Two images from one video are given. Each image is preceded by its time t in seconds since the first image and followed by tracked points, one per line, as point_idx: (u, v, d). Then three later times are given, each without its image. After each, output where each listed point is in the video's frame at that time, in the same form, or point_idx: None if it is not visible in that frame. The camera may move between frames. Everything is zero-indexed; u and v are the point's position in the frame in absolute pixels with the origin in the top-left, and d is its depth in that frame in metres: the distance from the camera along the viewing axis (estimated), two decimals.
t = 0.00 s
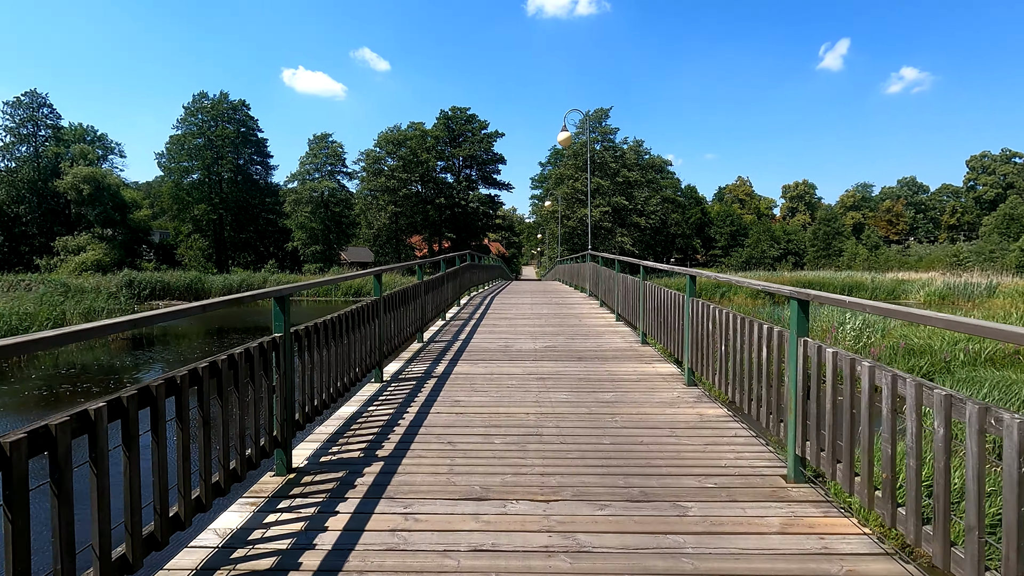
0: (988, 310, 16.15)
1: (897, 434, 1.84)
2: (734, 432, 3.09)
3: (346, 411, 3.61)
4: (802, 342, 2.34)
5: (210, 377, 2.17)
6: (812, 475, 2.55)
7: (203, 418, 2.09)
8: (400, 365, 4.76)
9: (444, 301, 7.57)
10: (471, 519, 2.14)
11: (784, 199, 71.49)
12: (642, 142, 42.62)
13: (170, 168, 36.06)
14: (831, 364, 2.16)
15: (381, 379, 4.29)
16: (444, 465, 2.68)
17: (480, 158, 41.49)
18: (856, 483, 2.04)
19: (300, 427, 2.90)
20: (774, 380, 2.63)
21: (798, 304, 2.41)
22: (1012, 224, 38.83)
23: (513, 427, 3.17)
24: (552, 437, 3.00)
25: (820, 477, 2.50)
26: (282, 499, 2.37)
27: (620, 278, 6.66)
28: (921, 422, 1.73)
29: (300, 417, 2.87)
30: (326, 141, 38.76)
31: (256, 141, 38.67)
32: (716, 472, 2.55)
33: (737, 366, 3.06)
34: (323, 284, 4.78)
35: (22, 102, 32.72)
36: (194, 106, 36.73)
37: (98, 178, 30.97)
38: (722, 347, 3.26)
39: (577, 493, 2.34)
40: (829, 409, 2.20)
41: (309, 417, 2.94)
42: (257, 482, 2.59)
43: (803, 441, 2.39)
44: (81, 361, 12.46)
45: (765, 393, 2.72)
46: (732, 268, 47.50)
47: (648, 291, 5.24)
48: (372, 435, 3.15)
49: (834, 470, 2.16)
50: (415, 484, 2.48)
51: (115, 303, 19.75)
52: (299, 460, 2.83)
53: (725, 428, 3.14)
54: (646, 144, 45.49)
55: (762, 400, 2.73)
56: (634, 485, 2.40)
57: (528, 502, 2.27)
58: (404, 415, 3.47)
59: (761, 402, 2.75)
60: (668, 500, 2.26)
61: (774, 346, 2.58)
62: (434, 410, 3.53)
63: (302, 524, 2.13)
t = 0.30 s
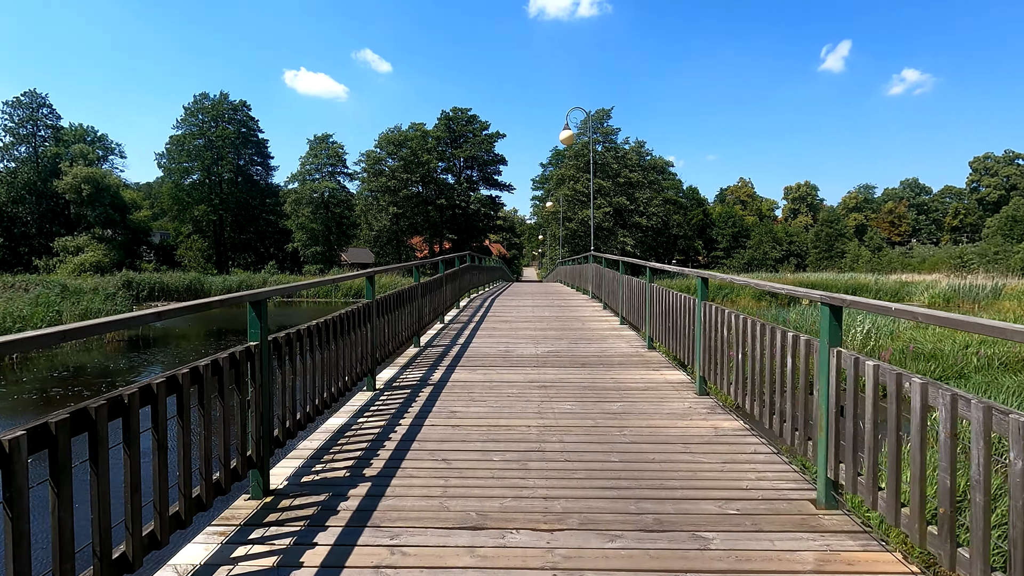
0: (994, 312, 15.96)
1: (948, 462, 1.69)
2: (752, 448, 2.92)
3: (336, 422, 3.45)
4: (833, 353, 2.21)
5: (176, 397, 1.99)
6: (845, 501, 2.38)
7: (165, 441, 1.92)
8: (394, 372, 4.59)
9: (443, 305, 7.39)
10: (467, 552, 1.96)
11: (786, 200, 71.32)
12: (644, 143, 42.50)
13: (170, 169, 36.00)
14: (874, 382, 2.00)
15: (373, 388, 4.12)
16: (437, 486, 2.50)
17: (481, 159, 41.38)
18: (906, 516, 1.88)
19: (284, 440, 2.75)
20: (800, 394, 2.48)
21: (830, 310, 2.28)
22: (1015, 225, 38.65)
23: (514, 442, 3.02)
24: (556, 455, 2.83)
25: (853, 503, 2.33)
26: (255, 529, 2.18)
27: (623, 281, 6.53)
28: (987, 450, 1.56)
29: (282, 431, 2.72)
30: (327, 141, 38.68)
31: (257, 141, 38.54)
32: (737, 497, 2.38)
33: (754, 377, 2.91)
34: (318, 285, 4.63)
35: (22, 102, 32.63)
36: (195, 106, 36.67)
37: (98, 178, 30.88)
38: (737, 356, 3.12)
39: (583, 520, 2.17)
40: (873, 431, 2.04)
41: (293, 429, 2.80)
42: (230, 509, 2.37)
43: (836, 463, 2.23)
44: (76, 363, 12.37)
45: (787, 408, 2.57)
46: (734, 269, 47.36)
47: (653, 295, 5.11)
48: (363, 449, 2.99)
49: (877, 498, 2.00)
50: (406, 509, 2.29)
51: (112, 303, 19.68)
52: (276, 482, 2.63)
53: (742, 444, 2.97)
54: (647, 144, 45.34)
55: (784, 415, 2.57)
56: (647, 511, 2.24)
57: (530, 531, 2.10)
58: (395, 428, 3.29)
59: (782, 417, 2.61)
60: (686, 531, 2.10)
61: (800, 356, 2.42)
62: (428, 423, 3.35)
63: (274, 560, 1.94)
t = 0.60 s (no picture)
0: (996, 313, 15.87)
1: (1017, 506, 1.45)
2: (768, 472, 2.74)
3: (319, 438, 3.28)
4: (867, 371, 1.99)
5: (112, 424, 1.77)
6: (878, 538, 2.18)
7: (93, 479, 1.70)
8: (383, 381, 4.43)
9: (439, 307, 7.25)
10: None
11: (786, 200, 71.25)
12: (644, 142, 42.36)
13: (168, 168, 35.86)
14: (919, 404, 1.78)
15: (360, 400, 3.95)
16: (423, 517, 2.32)
17: (481, 158, 41.21)
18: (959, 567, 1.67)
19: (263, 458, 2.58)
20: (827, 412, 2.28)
21: (862, 321, 2.04)
22: (1016, 225, 38.57)
23: (511, 462, 2.85)
24: (555, 479, 2.66)
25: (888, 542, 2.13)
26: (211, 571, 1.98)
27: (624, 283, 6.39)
28: None
29: (261, 449, 2.56)
30: (325, 141, 38.51)
31: (255, 140, 38.37)
32: (756, 530, 2.21)
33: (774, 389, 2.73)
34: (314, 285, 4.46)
35: (18, 100, 32.42)
36: (192, 105, 36.51)
37: (94, 177, 30.69)
38: (750, 367, 2.96)
39: (586, 559, 2.01)
40: (913, 457, 1.82)
41: (272, 446, 2.64)
42: (187, 546, 2.16)
43: (869, 497, 2.03)
44: (71, 365, 12.23)
45: (811, 427, 2.39)
46: (734, 269, 47.23)
47: (656, 297, 4.97)
48: (344, 470, 2.82)
49: (921, 539, 1.80)
50: (388, 546, 2.11)
51: (108, 304, 19.51)
52: (243, 511, 2.42)
53: (757, 467, 2.80)
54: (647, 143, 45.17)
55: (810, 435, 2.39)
56: (657, 549, 2.07)
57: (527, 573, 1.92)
58: (380, 447, 3.10)
59: (804, 436, 2.43)
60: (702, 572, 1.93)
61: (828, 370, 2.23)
62: (415, 441, 3.17)
63: None
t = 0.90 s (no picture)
0: (1005, 315, 15.66)
1: None
2: (799, 495, 2.48)
3: (307, 454, 3.08)
4: (926, 385, 1.73)
5: (46, 455, 1.54)
6: None
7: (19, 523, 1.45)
8: (379, 388, 4.25)
9: (439, 309, 7.09)
10: None
11: (789, 200, 71.04)
12: (646, 142, 42.20)
13: (168, 168, 35.76)
14: (1000, 429, 1.50)
15: (354, 409, 3.77)
16: (419, 549, 2.06)
17: (482, 158, 41.07)
18: None
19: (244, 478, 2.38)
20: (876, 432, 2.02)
21: (918, 328, 1.78)
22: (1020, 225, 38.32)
23: (515, 482, 2.60)
24: (565, 501, 2.41)
25: None
26: None
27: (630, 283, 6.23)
28: None
29: (242, 467, 2.36)
30: (326, 140, 38.42)
31: (255, 140, 38.29)
32: (796, 565, 1.94)
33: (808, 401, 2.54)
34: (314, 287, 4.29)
35: (18, 100, 32.34)
36: (193, 105, 36.45)
37: (94, 177, 30.62)
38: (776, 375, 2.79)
39: None
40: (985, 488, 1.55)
41: (254, 464, 2.42)
42: None
43: (927, 531, 1.77)
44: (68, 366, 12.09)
45: (852, 443, 2.16)
46: (737, 269, 47.04)
47: (666, 297, 4.79)
48: (332, 492, 2.60)
49: None
50: None
51: (106, 305, 19.36)
52: (216, 543, 2.17)
53: (787, 489, 2.54)
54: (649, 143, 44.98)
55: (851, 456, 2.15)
56: None
57: None
58: (374, 464, 2.91)
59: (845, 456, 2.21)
60: None
61: (873, 385, 1.99)
62: (412, 459, 2.95)
63: None
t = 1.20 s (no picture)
0: (1012, 318, 15.44)
1: None
2: (838, 523, 2.16)
3: (292, 476, 2.77)
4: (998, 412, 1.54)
5: None
6: None
7: None
8: (373, 402, 4.03)
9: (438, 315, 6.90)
10: None
11: (790, 202, 70.91)
12: (647, 143, 42.07)
13: (167, 169, 35.65)
14: None
15: (347, 424, 3.50)
16: None
17: (483, 159, 40.96)
18: None
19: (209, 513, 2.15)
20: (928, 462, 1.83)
21: (982, 347, 1.59)
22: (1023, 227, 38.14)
23: (519, 508, 2.28)
24: (575, 532, 2.08)
25: None
26: None
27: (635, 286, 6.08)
28: None
29: (210, 499, 2.15)
30: (327, 141, 38.35)
31: (256, 141, 38.25)
32: None
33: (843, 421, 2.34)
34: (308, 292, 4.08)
35: (17, 101, 32.27)
36: (193, 106, 36.37)
37: (92, 178, 30.53)
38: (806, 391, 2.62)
39: None
40: None
41: (227, 494, 2.23)
42: None
43: None
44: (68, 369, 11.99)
45: (899, 471, 1.98)
46: (738, 271, 46.89)
47: (675, 302, 4.63)
48: (317, 521, 2.27)
49: None
50: None
51: (102, 307, 19.17)
52: None
53: (825, 518, 2.20)
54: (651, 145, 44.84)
55: (898, 485, 1.95)
56: None
57: None
58: (365, 487, 2.58)
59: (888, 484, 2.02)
60: None
61: (928, 407, 1.82)
62: (406, 480, 2.61)
63: None
